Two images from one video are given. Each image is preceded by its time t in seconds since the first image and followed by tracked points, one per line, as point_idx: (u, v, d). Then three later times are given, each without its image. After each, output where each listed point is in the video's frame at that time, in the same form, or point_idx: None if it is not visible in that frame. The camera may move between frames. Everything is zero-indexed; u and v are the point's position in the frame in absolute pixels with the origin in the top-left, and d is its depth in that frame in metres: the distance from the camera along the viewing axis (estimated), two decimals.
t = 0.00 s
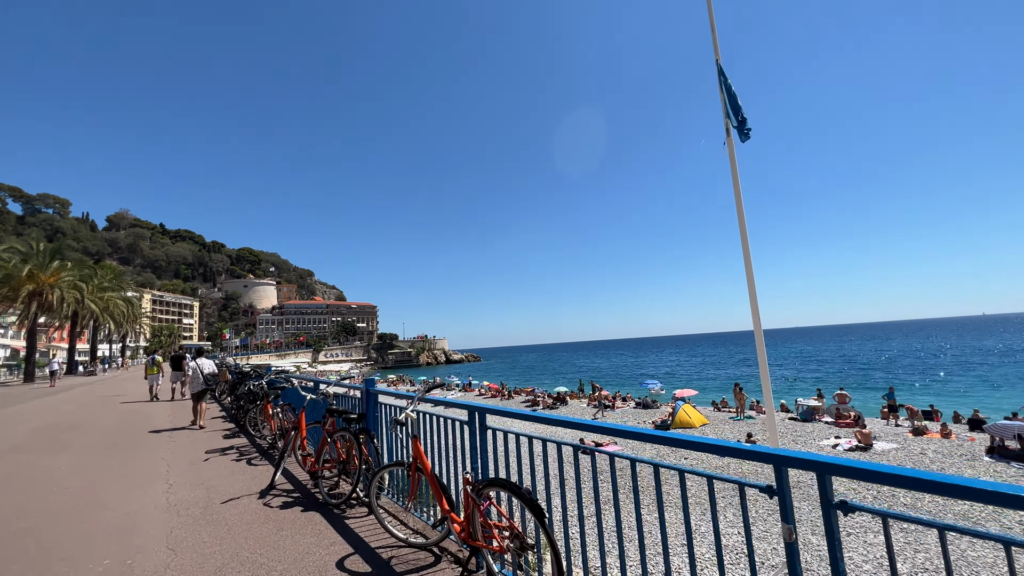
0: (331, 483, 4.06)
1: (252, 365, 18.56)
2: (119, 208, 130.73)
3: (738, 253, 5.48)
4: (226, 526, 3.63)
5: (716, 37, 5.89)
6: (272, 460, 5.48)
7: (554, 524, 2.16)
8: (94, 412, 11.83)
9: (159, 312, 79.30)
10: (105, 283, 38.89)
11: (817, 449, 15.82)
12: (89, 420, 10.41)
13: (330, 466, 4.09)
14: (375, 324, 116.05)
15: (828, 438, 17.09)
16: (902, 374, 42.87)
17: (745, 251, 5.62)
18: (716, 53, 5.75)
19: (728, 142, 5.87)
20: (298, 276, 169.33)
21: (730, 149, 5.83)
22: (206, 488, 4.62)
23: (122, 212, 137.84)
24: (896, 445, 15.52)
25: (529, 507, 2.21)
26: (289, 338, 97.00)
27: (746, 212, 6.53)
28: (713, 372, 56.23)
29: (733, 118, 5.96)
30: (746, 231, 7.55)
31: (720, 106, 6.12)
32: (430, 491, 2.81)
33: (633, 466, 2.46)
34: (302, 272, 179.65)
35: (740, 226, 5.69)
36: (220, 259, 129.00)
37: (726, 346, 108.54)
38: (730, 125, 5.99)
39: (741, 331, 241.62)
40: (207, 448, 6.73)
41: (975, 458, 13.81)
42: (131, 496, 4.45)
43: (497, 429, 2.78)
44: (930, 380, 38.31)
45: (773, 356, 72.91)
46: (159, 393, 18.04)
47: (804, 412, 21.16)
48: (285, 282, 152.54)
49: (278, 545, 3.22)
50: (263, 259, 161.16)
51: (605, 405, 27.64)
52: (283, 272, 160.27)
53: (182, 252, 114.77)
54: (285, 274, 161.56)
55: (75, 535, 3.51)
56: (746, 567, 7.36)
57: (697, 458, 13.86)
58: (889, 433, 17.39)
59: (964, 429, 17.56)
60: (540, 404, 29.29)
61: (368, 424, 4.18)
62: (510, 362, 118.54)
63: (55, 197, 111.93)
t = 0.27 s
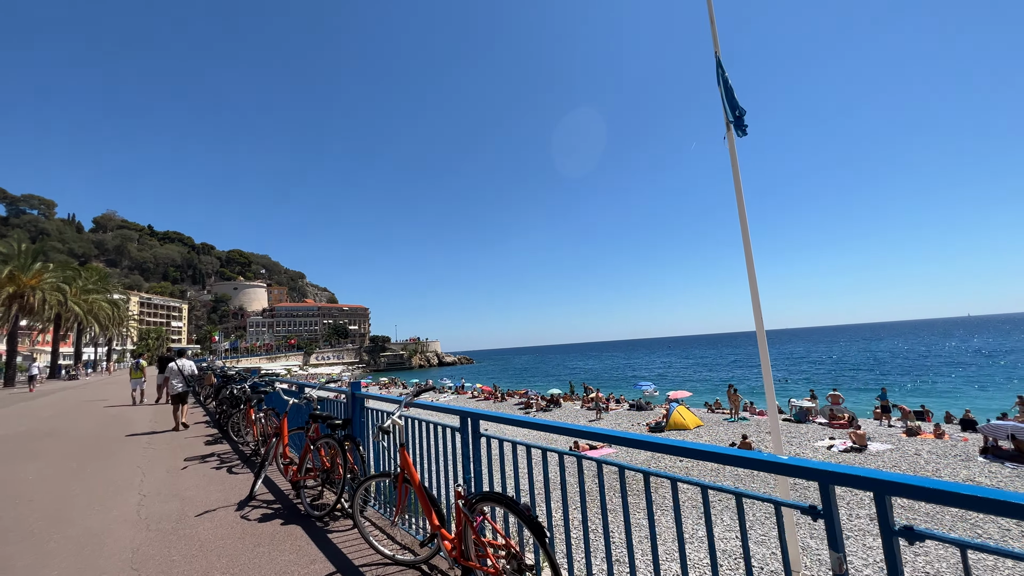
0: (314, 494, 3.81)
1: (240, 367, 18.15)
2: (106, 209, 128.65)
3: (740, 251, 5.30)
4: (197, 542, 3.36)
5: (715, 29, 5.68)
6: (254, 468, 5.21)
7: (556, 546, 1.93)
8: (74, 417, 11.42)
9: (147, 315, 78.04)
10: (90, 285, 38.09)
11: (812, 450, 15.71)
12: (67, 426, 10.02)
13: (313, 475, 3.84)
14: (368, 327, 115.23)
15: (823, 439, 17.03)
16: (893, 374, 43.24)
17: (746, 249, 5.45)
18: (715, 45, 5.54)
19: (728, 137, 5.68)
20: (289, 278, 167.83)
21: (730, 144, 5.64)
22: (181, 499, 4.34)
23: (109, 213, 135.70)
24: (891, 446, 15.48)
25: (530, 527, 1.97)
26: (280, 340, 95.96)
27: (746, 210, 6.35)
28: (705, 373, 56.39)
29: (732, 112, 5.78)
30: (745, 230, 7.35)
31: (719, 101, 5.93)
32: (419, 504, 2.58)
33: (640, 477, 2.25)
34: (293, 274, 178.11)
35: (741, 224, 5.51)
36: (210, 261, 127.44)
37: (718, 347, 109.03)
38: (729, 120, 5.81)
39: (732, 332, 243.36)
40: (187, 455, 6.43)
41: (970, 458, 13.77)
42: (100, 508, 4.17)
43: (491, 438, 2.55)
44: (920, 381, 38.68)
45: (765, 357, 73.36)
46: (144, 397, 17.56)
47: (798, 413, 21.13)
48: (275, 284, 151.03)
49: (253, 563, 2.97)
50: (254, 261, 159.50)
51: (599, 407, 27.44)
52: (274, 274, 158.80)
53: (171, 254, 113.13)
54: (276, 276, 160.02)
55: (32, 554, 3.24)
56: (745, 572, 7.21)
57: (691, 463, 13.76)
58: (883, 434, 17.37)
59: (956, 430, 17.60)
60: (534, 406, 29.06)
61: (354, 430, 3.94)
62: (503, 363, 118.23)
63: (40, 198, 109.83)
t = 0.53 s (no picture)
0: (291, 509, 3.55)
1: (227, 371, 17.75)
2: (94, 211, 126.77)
3: (741, 253, 5.11)
4: (161, 564, 3.09)
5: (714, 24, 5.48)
6: (232, 478, 4.94)
7: None
8: (51, 423, 11.00)
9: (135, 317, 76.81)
10: (75, 288, 37.31)
11: (807, 453, 15.59)
12: (42, 432, 9.63)
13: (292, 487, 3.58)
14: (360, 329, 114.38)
15: (817, 441, 16.93)
16: (883, 376, 43.55)
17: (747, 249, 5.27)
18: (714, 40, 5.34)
19: (727, 134, 5.50)
20: (280, 281, 166.39)
21: (729, 142, 5.45)
22: (150, 513, 4.06)
23: (97, 215, 133.72)
24: (886, 449, 15.39)
25: (522, 555, 1.74)
26: (271, 343, 94.88)
27: (746, 210, 6.18)
28: (698, 375, 56.53)
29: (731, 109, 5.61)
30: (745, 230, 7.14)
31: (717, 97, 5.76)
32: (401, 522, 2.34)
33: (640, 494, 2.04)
34: (285, 276, 176.64)
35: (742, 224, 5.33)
36: (200, 263, 125.91)
37: (711, 349, 109.36)
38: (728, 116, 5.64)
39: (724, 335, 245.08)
40: (164, 464, 6.12)
41: (964, 461, 13.71)
42: (62, 524, 3.91)
43: (481, 449, 2.31)
44: (910, 382, 38.97)
45: (756, 359, 73.74)
46: (127, 401, 17.09)
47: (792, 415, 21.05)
48: (267, 286, 149.53)
49: None
50: (245, 263, 157.88)
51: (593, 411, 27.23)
52: (265, 277, 157.32)
53: (160, 256, 111.66)
54: (267, 279, 158.51)
55: None
56: None
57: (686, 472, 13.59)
58: (877, 436, 17.31)
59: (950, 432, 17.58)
60: (527, 409, 28.81)
61: (335, 439, 3.70)
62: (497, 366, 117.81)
63: (26, 199, 107.99)
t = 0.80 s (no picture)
0: (271, 523, 3.32)
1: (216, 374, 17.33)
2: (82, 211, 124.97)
3: (744, 249, 4.92)
4: None
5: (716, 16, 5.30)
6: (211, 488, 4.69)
7: None
8: (29, 428, 10.61)
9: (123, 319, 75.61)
10: (60, 289, 36.51)
11: (802, 456, 15.48)
12: (19, 438, 9.25)
13: (270, 500, 3.35)
14: (353, 332, 113.60)
15: (813, 444, 16.85)
16: (875, 378, 43.79)
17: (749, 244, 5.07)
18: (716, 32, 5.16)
19: (729, 126, 5.30)
20: (272, 283, 164.96)
21: (731, 135, 5.25)
22: (121, 527, 3.81)
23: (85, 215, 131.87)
24: (881, 452, 15.34)
25: None
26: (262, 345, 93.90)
27: (748, 205, 5.99)
28: (691, 378, 56.60)
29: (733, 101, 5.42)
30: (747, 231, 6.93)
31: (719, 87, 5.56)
32: (387, 544, 2.11)
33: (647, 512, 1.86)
34: (277, 278, 175.09)
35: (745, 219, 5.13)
36: (190, 264, 124.46)
37: (704, 352, 109.81)
38: (730, 108, 5.44)
39: (717, 337, 246.36)
40: (142, 472, 5.82)
41: (960, 464, 13.68)
42: (26, 539, 3.65)
43: (474, 463, 2.10)
44: (901, 385, 39.18)
45: (749, 361, 74.01)
46: (112, 405, 16.64)
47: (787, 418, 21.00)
48: (258, 288, 148.19)
49: None
50: (236, 265, 156.40)
51: (588, 414, 27.03)
52: (257, 279, 155.93)
53: (150, 257, 110.22)
54: (258, 281, 157.17)
55: None
56: None
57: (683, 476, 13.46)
58: (872, 439, 17.30)
59: (943, 434, 17.62)
60: (521, 412, 28.56)
61: (319, 447, 3.46)
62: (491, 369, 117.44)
63: (13, 199, 106.09)
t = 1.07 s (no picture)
0: (250, 536, 3.08)
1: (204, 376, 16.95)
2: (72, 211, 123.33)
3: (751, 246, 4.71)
4: None
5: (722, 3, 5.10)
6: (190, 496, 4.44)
7: None
8: (8, 432, 10.26)
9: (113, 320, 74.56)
10: (47, 289, 35.83)
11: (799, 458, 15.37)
12: None
13: (249, 511, 3.11)
14: (346, 334, 112.82)
15: (809, 447, 16.74)
16: (867, 381, 43.98)
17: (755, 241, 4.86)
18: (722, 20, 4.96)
19: (734, 118, 5.08)
20: (264, 284, 163.67)
21: (736, 128, 5.04)
22: (89, 540, 3.56)
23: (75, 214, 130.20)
24: (878, 455, 15.25)
25: None
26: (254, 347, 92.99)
27: (753, 202, 5.78)
28: (685, 380, 56.61)
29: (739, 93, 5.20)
30: (751, 227, 6.71)
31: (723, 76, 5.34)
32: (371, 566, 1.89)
33: (660, 532, 1.65)
34: (270, 279, 173.74)
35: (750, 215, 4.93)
36: (182, 265, 123.18)
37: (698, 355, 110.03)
38: (735, 100, 5.24)
39: (710, 340, 247.34)
40: (120, 478, 5.54)
41: (956, 466, 13.60)
42: None
43: (468, 476, 1.87)
44: (893, 387, 39.37)
45: (742, 364, 74.27)
46: (97, 407, 16.23)
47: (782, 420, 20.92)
48: (251, 289, 146.96)
49: None
50: (229, 266, 154.95)
51: (583, 416, 26.83)
52: (249, 280, 154.60)
53: (141, 257, 108.95)
54: (251, 282, 155.81)
55: None
56: None
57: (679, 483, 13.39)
58: (868, 442, 17.24)
59: (938, 437, 17.58)
60: (516, 415, 28.32)
61: (303, 454, 3.23)
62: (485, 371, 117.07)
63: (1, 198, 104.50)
